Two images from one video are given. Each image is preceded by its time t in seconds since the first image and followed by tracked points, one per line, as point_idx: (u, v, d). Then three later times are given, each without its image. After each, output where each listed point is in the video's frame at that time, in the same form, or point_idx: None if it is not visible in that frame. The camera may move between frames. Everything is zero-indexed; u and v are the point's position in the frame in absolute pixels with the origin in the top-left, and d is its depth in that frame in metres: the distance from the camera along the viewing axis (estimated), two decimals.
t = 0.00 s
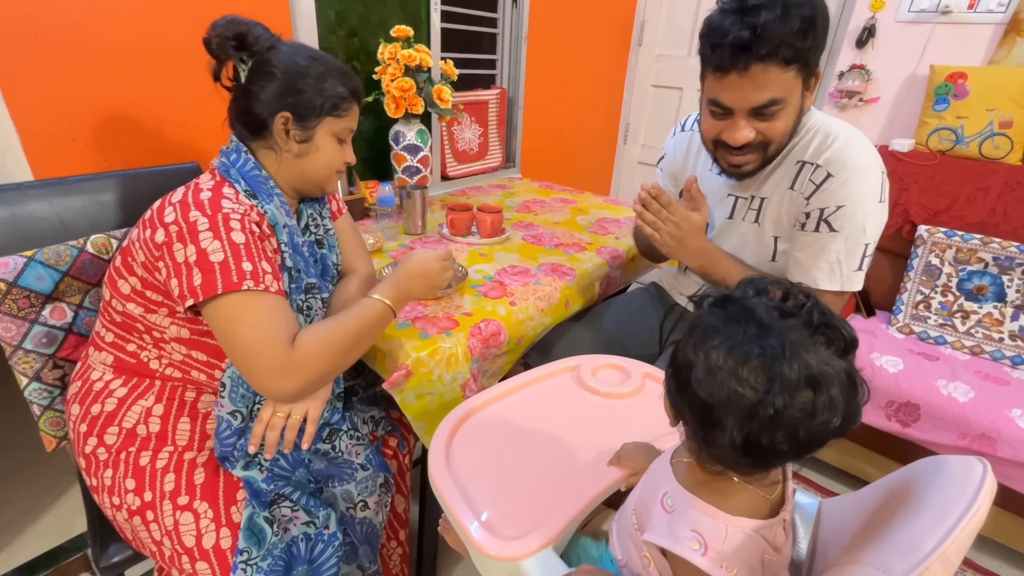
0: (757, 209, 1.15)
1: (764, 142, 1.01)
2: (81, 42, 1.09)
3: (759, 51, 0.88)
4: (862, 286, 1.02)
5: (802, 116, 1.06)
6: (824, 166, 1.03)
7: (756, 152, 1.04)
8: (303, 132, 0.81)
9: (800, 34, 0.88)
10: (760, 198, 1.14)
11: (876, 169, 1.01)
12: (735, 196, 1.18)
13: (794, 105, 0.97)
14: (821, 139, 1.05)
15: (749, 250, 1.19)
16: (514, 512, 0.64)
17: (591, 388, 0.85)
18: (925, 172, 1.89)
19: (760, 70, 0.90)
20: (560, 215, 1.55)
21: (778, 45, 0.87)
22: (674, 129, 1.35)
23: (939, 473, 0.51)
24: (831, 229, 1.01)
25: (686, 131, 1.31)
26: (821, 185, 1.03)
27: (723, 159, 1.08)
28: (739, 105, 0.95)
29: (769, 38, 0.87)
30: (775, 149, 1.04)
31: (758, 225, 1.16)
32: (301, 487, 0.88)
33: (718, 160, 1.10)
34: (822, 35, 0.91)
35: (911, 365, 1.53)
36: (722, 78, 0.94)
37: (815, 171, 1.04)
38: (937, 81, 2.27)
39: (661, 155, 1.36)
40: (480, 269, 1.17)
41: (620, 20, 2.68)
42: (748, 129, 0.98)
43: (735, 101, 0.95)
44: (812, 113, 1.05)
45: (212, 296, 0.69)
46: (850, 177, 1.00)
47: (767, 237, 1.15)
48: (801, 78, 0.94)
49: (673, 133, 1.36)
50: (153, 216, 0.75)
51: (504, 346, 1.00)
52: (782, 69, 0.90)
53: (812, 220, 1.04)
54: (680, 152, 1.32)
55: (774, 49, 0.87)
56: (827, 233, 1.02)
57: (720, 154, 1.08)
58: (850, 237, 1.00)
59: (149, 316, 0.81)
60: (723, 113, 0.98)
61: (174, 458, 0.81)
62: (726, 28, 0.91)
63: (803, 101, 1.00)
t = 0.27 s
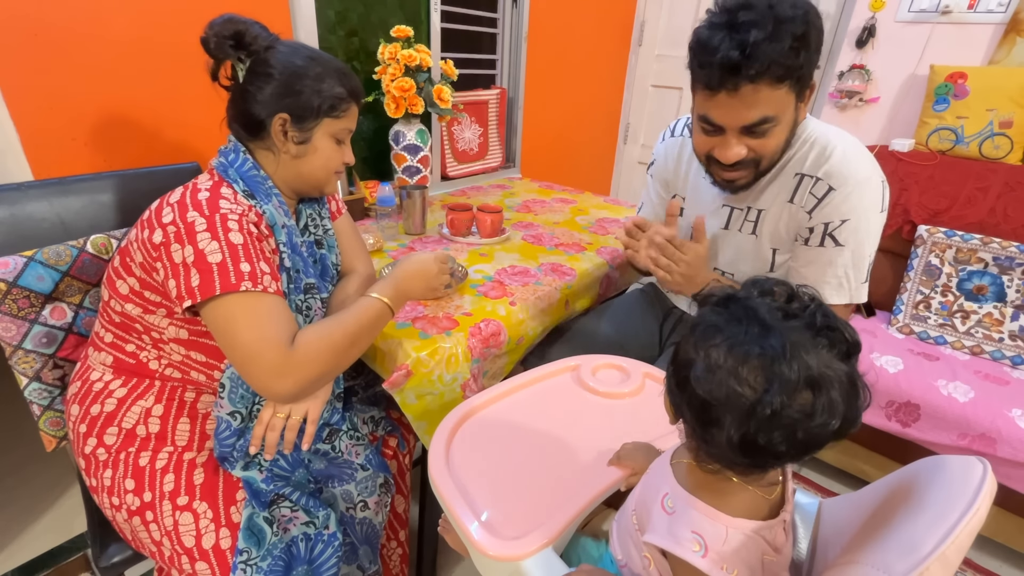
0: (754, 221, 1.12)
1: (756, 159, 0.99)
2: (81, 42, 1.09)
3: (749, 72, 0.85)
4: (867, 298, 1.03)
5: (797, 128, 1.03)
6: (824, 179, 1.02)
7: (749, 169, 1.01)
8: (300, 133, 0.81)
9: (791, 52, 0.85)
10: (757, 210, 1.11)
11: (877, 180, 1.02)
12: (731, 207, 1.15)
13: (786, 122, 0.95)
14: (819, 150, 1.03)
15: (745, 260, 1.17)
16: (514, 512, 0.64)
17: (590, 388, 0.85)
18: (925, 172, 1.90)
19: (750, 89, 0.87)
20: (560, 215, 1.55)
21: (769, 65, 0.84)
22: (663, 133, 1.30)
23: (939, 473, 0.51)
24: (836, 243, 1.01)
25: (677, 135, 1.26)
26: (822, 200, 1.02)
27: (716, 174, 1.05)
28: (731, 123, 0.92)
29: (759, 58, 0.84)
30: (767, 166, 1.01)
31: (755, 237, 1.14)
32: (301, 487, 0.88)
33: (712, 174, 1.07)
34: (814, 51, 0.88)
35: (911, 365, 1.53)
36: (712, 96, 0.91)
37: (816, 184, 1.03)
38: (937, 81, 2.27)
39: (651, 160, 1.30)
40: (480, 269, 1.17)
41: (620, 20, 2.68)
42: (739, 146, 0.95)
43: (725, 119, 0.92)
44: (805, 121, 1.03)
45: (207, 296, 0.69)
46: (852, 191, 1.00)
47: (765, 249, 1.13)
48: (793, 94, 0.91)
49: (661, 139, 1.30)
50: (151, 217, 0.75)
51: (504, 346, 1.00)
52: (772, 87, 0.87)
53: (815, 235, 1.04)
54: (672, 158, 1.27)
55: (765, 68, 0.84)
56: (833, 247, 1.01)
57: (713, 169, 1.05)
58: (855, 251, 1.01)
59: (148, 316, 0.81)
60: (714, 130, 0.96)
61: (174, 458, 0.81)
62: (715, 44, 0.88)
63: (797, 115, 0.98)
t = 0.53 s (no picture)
0: (759, 232, 1.09)
1: (752, 176, 0.95)
2: (81, 42, 1.09)
3: (741, 93, 0.80)
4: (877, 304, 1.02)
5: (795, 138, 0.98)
6: (833, 188, 0.99)
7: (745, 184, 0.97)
8: (302, 134, 0.81)
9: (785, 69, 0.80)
10: (761, 220, 1.07)
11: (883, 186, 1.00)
12: (731, 217, 1.11)
13: (784, 136, 0.90)
14: (820, 156, 1.01)
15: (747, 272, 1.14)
16: (515, 512, 0.64)
17: (589, 387, 0.85)
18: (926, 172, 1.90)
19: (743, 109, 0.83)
20: (560, 215, 1.55)
21: (760, 86, 0.80)
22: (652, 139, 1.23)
23: (939, 474, 0.51)
24: (848, 252, 0.99)
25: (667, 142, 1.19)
26: (833, 209, 1.00)
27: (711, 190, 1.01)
28: (725, 140, 0.88)
29: (750, 81, 0.79)
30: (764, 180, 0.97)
31: (760, 249, 1.10)
32: (301, 487, 0.88)
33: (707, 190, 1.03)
34: (810, 64, 0.83)
35: (911, 365, 1.54)
36: (704, 116, 0.87)
37: (825, 193, 1.00)
38: (937, 81, 2.27)
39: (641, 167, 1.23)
40: (480, 269, 1.17)
41: (620, 21, 2.67)
42: (736, 161, 0.91)
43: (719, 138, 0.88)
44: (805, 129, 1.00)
45: (207, 296, 0.69)
46: (862, 199, 0.98)
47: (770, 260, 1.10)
48: (789, 110, 0.86)
49: (649, 148, 1.23)
50: (152, 216, 0.75)
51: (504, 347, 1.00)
52: (766, 106, 0.83)
53: (827, 245, 1.01)
54: (663, 166, 1.20)
55: (758, 89, 0.80)
56: (845, 256, 0.99)
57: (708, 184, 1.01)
58: (867, 258, 0.99)
59: (148, 316, 0.81)
60: (707, 146, 0.92)
61: (174, 458, 0.81)
62: (705, 64, 0.83)
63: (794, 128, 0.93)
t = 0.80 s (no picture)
0: (755, 245, 1.04)
1: (743, 191, 0.90)
2: (81, 41, 1.09)
3: (739, 105, 0.77)
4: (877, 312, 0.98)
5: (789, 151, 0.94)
6: (831, 199, 0.96)
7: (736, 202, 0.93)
8: (300, 132, 0.80)
9: (784, 83, 0.77)
10: (756, 232, 1.03)
11: (880, 190, 0.96)
12: (726, 230, 1.06)
13: (780, 152, 0.86)
14: (811, 164, 0.97)
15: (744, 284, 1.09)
16: (515, 512, 0.64)
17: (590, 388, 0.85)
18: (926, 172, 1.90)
19: (739, 121, 0.79)
20: (560, 215, 1.55)
21: (760, 98, 0.76)
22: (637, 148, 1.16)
23: (939, 474, 0.51)
24: (850, 259, 0.95)
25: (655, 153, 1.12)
26: (832, 219, 0.96)
27: (701, 206, 0.96)
28: (720, 152, 0.84)
29: (750, 91, 0.76)
30: (754, 197, 0.92)
31: (757, 261, 1.06)
32: (301, 487, 0.88)
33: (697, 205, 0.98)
34: (810, 80, 0.81)
35: (911, 365, 1.53)
36: (698, 126, 0.83)
37: (822, 202, 0.96)
38: (937, 81, 2.27)
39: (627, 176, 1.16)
40: (480, 270, 1.17)
41: (620, 21, 2.67)
42: (728, 175, 0.86)
43: (713, 149, 0.84)
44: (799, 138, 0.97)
45: (207, 295, 0.69)
46: (860, 206, 0.94)
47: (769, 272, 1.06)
48: (787, 126, 0.83)
49: (637, 154, 1.17)
50: (151, 215, 0.75)
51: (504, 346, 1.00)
52: (765, 118, 0.79)
53: (828, 253, 0.98)
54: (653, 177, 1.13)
55: (757, 102, 0.77)
56: (847, 263, 0.95)
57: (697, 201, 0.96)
58: (867, 266, 0.95)
59: (147, 315, 0.81)
60: (700, 158, 0.87)
61: (174, 458, 0.81)
62: (703, 71, 0.79)
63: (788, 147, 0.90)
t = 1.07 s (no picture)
0: (757, 255, 1.05)
1: (740, 212, 0.90)
2: (82, 41, 1.09)
3: (736, 123, 0.75)
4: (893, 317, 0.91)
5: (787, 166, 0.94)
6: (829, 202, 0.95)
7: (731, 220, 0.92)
8: (304, 133, 0.81)
9: (782, 99, 0.76)
10: (756, 244, 1.04)
11: (880, 192, 0.94)
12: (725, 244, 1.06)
13: (776, 170, 0.85)
14: (805, 171, 0.98)
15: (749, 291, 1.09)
16: (515, 512, 0.64)
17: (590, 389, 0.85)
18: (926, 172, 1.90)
19: (736, 139, 0.77)
20: (560, 215, 1.55)
21: (757, 115, 0.75)
22: (633, 152, 1.12)
23: (939, 474, 0.51)
24: (857, 261, 0.91)
25: (656, 160, 1.09)
26: (831, 222, 0.94)
27: (694, 223, 0.96)
28: (716, 170, 0.83)
29: (747, 108, 0.74)
30: (750, 216, 0.93)
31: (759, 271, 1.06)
32: (301, 487, 0.88)
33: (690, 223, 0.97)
34: (809, 95, 0.80)
35: (911, 365, 1.53)
36: (693, 144, 0.81)
37: (819, 207, 0.96)
38: (937, 81, 2.27)
39: (626, 178, 1.10)
40: (480, 270, 1.17)
41: (620, 20, 2.67)
42: (723, 195, 0.86)
43: (709, 167, 0.82)
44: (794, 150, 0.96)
45: (207, 295, 0.69)
46: (859, 207, 0.92)
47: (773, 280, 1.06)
48: (785, 142, 0.82)
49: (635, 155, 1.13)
50: (152, 215, 0.75)
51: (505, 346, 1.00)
52: (763, 135, 0.78)
53: (832, 257, 0.95)
54: (653, 184, 1.09)
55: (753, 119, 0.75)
56: (854, 266, 0.91)
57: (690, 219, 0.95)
58: (877, 267, 0.91)
59: (148, 314, 0.81)
60: (695, 176, 0.86)
61: (174, 459, 0.81)
62: (697, 85, 0.78)
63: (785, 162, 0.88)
